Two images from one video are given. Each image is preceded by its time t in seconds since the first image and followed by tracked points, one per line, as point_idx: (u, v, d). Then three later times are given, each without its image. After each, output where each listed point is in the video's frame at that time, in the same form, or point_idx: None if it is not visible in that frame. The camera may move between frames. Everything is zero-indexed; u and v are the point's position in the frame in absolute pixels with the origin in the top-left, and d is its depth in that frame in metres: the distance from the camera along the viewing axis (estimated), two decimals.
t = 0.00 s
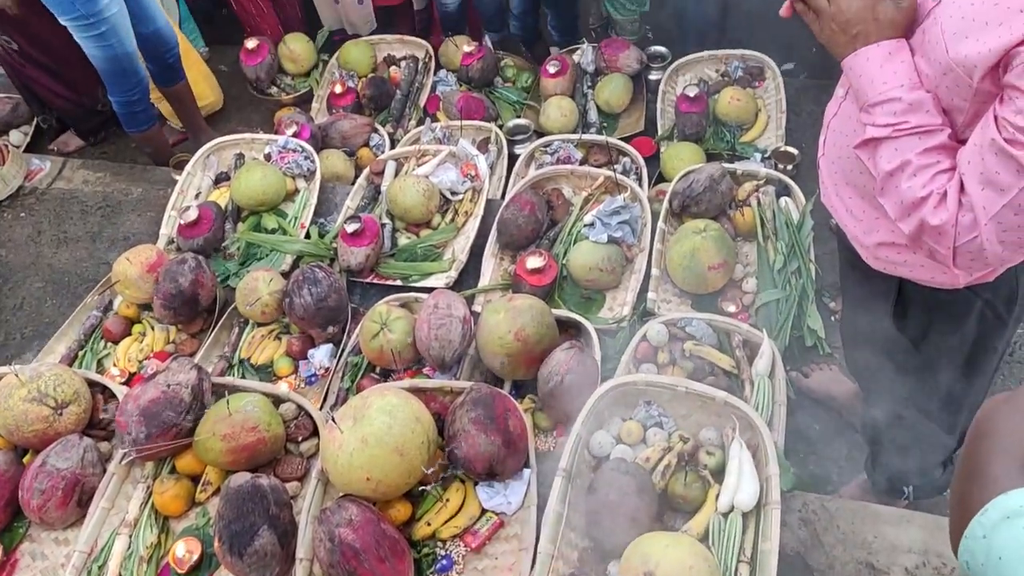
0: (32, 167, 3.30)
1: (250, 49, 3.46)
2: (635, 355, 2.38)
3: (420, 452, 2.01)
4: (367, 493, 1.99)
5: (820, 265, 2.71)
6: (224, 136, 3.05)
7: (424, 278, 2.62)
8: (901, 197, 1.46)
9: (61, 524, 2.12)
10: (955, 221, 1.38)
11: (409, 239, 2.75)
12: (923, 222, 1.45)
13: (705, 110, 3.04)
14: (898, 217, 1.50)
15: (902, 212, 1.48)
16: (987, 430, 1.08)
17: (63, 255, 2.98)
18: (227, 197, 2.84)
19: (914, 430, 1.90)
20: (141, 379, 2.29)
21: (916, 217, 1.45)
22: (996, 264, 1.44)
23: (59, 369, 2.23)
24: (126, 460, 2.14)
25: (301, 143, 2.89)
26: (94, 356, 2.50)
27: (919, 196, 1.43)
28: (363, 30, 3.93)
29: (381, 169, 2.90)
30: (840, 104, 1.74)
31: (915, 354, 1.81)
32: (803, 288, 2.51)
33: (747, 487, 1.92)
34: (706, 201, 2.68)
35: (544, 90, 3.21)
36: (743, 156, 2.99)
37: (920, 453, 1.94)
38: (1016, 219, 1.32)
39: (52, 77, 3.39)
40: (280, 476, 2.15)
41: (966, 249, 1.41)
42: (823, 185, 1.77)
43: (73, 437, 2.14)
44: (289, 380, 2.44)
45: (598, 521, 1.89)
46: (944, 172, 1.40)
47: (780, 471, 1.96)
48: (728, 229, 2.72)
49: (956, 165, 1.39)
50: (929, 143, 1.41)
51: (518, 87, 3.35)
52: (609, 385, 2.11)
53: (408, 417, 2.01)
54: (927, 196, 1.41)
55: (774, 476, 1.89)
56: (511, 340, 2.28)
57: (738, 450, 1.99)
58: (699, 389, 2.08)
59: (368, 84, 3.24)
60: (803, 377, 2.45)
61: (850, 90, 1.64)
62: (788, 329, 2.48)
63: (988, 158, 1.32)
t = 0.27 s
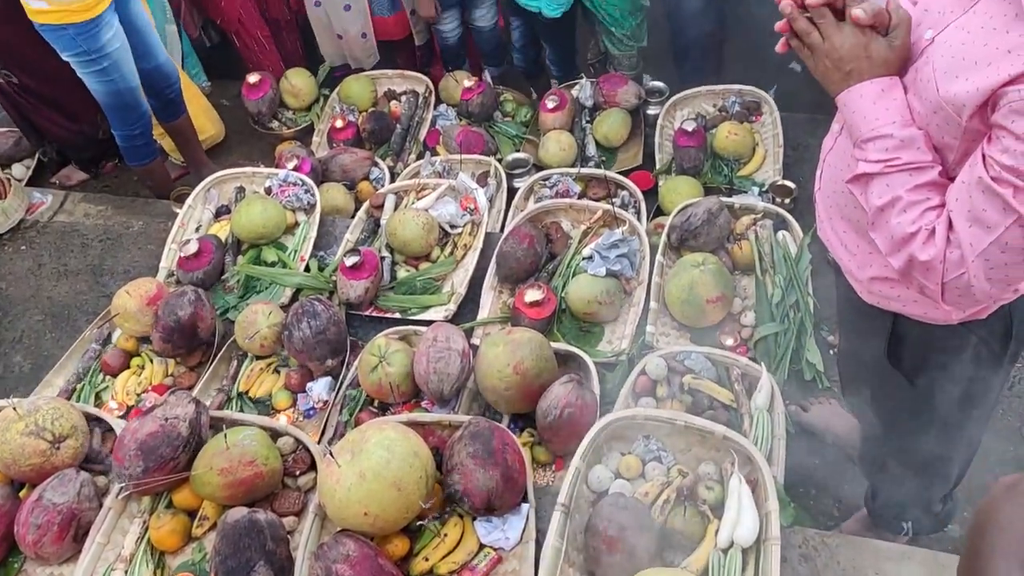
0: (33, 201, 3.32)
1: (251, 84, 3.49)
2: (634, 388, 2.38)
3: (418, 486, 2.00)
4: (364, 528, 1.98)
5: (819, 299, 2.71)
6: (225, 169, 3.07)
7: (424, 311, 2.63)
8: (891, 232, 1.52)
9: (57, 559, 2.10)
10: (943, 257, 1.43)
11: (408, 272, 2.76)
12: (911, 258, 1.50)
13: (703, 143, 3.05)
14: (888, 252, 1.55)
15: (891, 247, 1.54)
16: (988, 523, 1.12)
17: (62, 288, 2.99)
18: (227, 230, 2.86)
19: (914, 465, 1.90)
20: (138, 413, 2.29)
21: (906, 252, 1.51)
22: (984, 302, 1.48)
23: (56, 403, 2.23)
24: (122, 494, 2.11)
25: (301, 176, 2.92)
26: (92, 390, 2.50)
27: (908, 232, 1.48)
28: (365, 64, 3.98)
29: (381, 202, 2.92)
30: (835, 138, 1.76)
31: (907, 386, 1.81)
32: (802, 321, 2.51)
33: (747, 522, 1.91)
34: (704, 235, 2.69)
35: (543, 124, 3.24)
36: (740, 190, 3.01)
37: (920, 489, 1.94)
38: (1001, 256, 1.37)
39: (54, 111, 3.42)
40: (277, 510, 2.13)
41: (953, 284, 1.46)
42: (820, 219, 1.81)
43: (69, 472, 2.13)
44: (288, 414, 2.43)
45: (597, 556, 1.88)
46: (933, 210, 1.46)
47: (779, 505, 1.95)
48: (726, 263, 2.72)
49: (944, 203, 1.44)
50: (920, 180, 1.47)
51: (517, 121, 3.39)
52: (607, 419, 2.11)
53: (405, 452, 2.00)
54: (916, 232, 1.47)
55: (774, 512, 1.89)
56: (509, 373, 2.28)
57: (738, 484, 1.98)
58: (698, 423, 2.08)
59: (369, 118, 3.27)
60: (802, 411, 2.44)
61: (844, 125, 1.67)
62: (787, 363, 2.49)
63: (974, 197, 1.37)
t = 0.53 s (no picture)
0: (34, 235, 3.32)
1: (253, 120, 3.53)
2: (634, 425, 2.37)
3: (416, 524, 1.98)
4: (362, 566, 1.96)
5: (818, 335, 2.71)
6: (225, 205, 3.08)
7: (422, 346, 2.62)
8: (885, 269, 1.54)
9: None
10: (935, 295, 1.45)
11: (407, 307, 2.76)
12: (904, 296, 1.52)
13: (702, 180, 3.07)
14: (882, 289, 1.57)
15: (885, 284, 1.56)
16: None
17: (62, 323, 2.99)
18: (228, 265, 2.87)
19: (915, 505, 1.88)
20: (136, 449, 2.28)
21: (898, 290, 1.52)
22: (977, 341, 1.48)
23: (53, 439, 2.22)
24: (117, 532, 2.09)
25: (302, 212, 2.92)
26: (90, 425, 2.49)
27: (901, 270, 1.50)
28: (367, 101, 4.02)
29: (381, 238, 2.93)
30: (833, 176, 1.78)
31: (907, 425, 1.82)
32: (802, 356, 2.52)
33: (747, 561, 1.89)
34: (703, 270, 2.70)
35: (542, 160, 3.26)
36: (739, 226, 3.02)
37: (922, 528, 1.92)
38: (993, 295, 1.37)
39: (58, 146, 3.45)
40: (273, 549, 2.12)
41: (945, 322, 1.47)
42: (818, 256, 1.81)
43: (65, 508, 2.12)
44: (285, 450, 2.42)
45: None
46: (926, 248, 1.47)
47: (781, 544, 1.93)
48: (726, 298, 2.72)
49: (937, 241, 1.46)
50: (913, 218, 1.49)
51: (517, 157, 3.42)
52: (606, 456, 2.10)
53: (404, 489, 1.98)
54: (908, 270, 1.49)
55: (775, 549, 1.88)
56: (509, 410, 2.27)
57: (738, 523, 1.96)
58: (698, 460, 2.06)
59: (370, 153, 3.29)
60: (803, 448, 2.43)
61: (841, 163, 1.68)
62: (787, 400, 2.48)
63: (967, 236, 1.38)
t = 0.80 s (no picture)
0: (35, 273, 3.34)
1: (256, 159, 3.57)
2: (631, 467, 2.36)
3: (411, 566, 1.96)
4: None
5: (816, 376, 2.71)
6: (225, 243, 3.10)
7: (420, 386, 2.62)
8: (877, 314, 1.56)
9: None
10: (926, 340, 1.47)
11: (405, 346, 2.77)
12: (895, 340, 1.54)
13: (699, 220, 3.09)
14: (874, 333, 1.59)
15: (877, 329, 1.57)
16: None
17: (60, 361, 2.99)
18: (227, 303, 2.88)
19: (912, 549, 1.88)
20: (131, 489, 2.27)
21: (890, 334, 1.54)
22: (968, 387, 1.50)
23: (48, 479, 2.21)
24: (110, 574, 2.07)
25: (301, 251, 2.95)
26: (85, 465, 2.48)
27: (892, 314, 1.52)
28: (368, 142, 4.06)
29: (380, 276, 2.94)
30: (827, 221, 1.80)
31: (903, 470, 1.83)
32: (801, 397, 2.51)
33: None
34: (701, 310, 2.70)
35: (541, 199, 3.29)
36: (737, 266, 3.03)
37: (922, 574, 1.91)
38: (982, 341, 1.39)
39: (59, 185, 3.49)
40: None
41: (936, 367, 1.49)
42: (813, 299, 1.83)
43: (58, 549, 2.09)
44: (281, 490, 2.41)
45: None
46: (917, 293, 1.49)
47: None
48: (723, 338, 2.72)
49: (928, 287, 1.48)
50: (904, 264, 1.51)
51: (516, 196, 3.44)
52: (602, 498, 2.10)
53: (399, 530, 1.97)
54: (900, 315, 1.51)
55: None
56: (506, 451, 2.26)
57: (736, 567, 1.95)
58: (696, 502, 2.06)
59: (369, 193, 3.31)
60: (802, 491, 2.41)
61: (834, 208, 1.70)
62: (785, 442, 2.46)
63: (957, 283, 1.40)
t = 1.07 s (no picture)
0: (32, 311, 3.37)
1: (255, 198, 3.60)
2: (627, 509, 2.35)
3: None
4: None
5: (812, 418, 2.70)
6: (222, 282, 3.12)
7: (415, 426, 2.61)
8: (869, 361, 1.56)
9: None
10: (918, 389, 1.47)
11: (401, 386, 2.76)
12: (887, 388, 1.54)
13: (694, 262, 3.13)
14: (867, 381, 1.59)
15: (869, 376, 1.58)
16: None
17: (54, 399, 2.99)
18: (223, 341, 2.89)
19: None
20: (122, 530, 2.25)
21: (882, 382, 1.55)
22: (960, 436, 1.50)
23: (40, 520, 2.20)
24: None
25: (299, 289, 2.96)
26: (78, 505, 2.48)
27: (885, 362, 1.52)
28: (367, 180, 4.09)
29: (377, 315, 2.95)
30: (819, 266, 1.81)
31: (898, 516, 1.83)
32: (796, 441, 2.51)
33: None
34: (696, 352, 2.71)
35: (539, 239, 3.31)
36: (733, 306, 3.04)
37: None
38: (974, 391, 1.39)
39: (59, 224, 3.52)
40: None
41: (929, 416, 1.49)
42: (806, 344, 1.83)
43: None
44: (274, 531, 2.39)
45: None
46: (909, 341, 1.50)
47: None
48: (719, 380, 2.72)
49: (919, 335, 1.49)
50: (896, 311, 1.52)
51: (513, 236, 3.46)
52: (596, 542, 2.09)
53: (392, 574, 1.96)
54: (892, 363, 1.51)
55: None
56: (501, 493, 2.24)
57: None
58: (691, 547, 2.05)
59: (367, 232, 3.34)
60: (798, 535, 2.39)
61: (826, 253, 1.71)
62: (782, 485, 2.45)
63: (948, 332, 1.41)
